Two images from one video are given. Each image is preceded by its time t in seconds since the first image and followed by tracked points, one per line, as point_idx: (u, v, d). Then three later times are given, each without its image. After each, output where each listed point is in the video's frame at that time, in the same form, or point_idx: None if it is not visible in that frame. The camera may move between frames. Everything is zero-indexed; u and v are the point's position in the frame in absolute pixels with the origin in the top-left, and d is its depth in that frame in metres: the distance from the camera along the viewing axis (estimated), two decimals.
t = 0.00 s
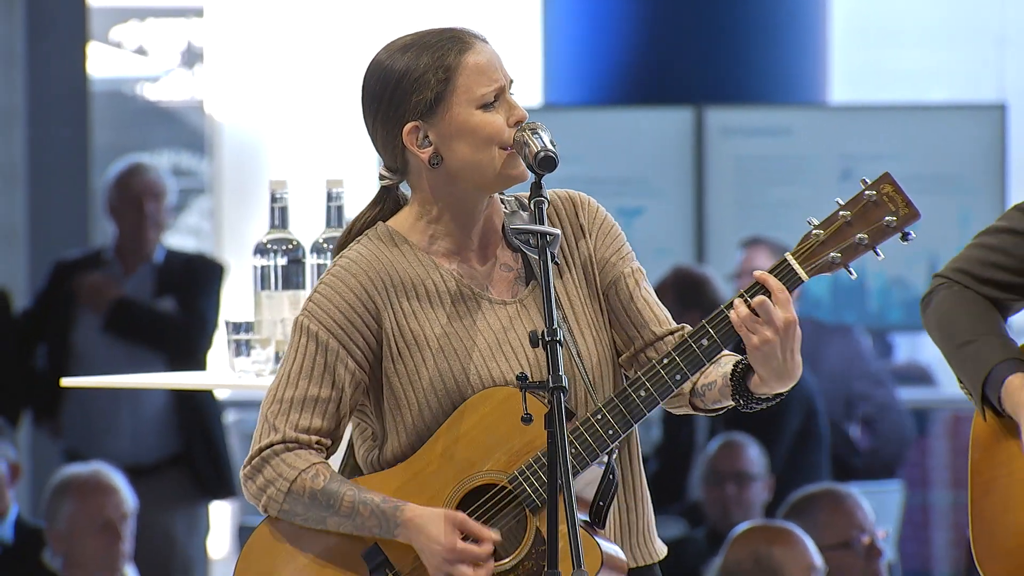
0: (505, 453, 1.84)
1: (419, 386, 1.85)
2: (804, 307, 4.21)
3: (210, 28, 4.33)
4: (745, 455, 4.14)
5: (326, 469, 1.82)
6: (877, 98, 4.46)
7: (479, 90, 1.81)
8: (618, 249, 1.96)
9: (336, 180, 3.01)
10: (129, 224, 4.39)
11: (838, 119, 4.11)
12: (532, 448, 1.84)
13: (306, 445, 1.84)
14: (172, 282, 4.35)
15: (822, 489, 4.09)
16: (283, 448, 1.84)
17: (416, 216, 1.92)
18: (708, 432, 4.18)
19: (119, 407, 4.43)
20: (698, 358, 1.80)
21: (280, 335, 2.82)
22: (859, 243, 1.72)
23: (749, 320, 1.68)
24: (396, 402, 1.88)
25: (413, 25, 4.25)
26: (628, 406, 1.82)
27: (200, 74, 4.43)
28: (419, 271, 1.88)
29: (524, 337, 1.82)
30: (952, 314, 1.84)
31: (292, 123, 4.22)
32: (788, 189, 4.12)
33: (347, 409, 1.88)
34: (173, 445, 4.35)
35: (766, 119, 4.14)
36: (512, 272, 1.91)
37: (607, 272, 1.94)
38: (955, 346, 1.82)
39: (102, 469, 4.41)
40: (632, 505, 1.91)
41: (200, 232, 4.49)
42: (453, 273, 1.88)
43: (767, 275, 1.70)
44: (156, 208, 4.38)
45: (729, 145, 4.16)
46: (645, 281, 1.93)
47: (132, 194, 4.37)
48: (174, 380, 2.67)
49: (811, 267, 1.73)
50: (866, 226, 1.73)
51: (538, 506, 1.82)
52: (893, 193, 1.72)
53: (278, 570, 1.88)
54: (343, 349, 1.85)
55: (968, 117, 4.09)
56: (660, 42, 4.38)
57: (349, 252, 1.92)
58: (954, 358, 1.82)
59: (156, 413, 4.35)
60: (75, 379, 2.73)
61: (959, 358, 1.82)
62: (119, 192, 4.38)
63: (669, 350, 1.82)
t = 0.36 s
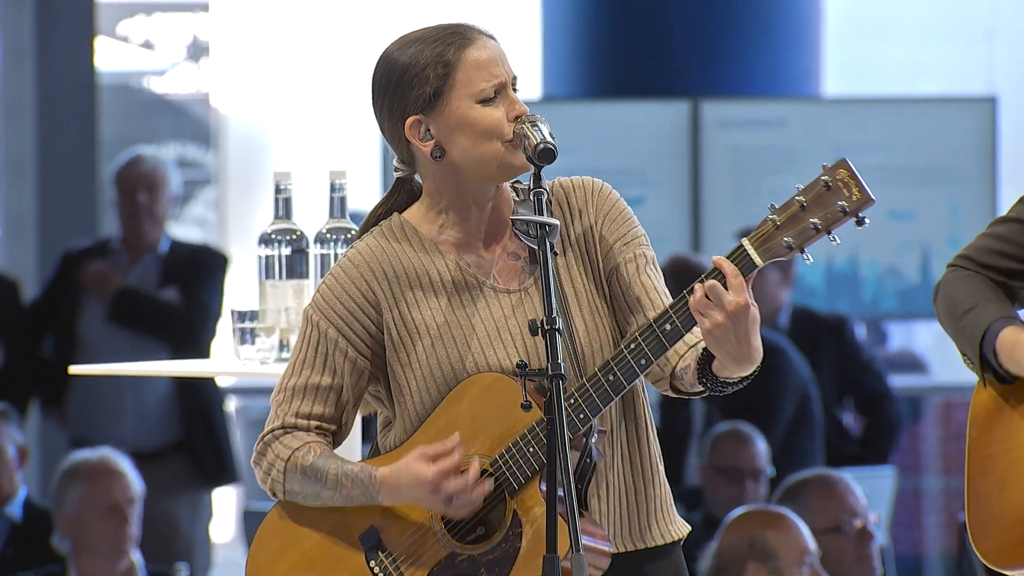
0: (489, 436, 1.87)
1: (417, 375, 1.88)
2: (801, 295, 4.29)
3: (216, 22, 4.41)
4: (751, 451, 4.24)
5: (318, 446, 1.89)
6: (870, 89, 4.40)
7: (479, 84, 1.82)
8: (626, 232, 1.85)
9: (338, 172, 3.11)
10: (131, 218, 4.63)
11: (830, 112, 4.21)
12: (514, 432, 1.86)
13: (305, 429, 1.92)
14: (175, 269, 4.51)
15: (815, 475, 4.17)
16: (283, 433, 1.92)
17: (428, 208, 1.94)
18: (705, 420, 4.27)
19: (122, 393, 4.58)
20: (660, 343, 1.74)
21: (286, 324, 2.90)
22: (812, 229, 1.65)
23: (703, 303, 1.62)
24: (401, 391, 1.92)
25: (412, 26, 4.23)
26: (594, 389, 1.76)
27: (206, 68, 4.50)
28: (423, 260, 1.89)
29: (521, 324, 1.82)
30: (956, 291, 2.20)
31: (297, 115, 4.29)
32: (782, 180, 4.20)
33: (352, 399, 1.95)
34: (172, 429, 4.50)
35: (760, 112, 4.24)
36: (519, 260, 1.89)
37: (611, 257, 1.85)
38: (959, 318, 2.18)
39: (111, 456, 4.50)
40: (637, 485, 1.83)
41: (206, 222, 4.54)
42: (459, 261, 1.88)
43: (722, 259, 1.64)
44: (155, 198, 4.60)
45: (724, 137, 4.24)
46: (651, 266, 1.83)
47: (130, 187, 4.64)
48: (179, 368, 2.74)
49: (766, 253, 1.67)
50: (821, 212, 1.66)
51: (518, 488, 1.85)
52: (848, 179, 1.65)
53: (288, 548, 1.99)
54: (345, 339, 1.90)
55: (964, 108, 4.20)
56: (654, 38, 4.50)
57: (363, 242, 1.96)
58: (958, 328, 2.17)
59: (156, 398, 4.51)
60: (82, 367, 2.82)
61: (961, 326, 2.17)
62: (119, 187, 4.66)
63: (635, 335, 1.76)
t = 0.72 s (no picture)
0: (477, 427, 1.91)
1: (419, 365, 1.94)
2: (797, 287, 4.42)
3: (222, 19, 4.50)
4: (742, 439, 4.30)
5: (316, 438, 1.96)
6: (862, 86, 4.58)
7: (482, 81, 1.85)
8: (634, 229, 1.88)
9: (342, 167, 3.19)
10: (135, 212, 4.59)
11: (826, 108, 4.28)
12: (501, 422, 1.89)
13: (307, 416, 1.99)
14: (180, 263, 4.54)
15: (809, 465, 4.24)
16: (286, 418, 1.99)
17: (438, 202, 1.98)
18: (701, 411, 4.35)
19: (127, 385, 4.65)
20: (635, 341, 1.75)
21: (290, 316, 2.98)
22: (782, 234, 1.65)
23: (672, 304, 1.63)
24: (406, 381, 1.98)
25: (409, 24, 4.37)
26: (575, 382, 1.78)
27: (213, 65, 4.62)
28: (428, 252, 1.94)
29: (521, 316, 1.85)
30: (953, 300, 2.13)
31: (304, 112, 4.36)
32: (777, 175, 4.28)
33: (358, 388, 2.02)
34: (178, 422, 4.57)
35: (757, 107, 4.31)
36: (523, 254, 1.91)
37: (615, 252, 1.88)
38: (953, 329, 2.11)
39: (117, 444, 4.60)
40: (621, 488, 1.84)
41: (211, 215, 4.68)
42: (465, 253, 1.92)
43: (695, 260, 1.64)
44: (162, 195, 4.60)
45: (720, 132, 4.32)
46: (654, 261, 1.85)
47: (133, 182, 4.58)
48: (185, 358, 2.81)
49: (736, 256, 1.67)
50: (791, 217, 1.65)
51: (498, 479, 1.88)
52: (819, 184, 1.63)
53: (287, 533, 2.07)
54: (349, 329, 1.97)
55: (954, 104, 4.26)
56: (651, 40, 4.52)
57: (373, 233, 2.02)
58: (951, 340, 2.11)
59: (161, 391, 4.57)
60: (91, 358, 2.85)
61: (955, 339, 2.11)
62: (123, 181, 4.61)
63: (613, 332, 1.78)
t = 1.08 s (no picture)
0: (473, 418, 1.99)
1: (417, 360, 2.02)
2: (789, 284, 4.46)
3: (229, 21, 4.53)
4: (734, 429, 4.41)
5: (315, 431, 2.05)
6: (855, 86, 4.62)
7: (487, 81, 1.92)
8: (630, 229, 1.97)
9: (345, 165, 3.28)
10: (143, 210, 4.81)
11: (818, 106, 4.37)
12: (496, 414, 1.96)
13: (306, 409, 2.08)
14: (186, 259, 4.70)
15: (804, 456, 4.33)
16: (286, 412, 2.09)
17: (437, 200, 2.06)
18: (696, 403, 4.44)
19: (132, 378, 4.73)
20: (628, 336, 1.84)
21: (294, 311, 3.07)
22: (772, 232, 1.75)
23: (665, 300, 1.71)
24: (405, 375, 2.06)
25: (413, 24, 4.41)
26: (571, 380, 1.86)
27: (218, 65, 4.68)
28: (427, 248, 2.02)
29: (520, 312, 1.93)
30: (946, 295, 2.19)
31: (305, 110, 4.43)
32: (771, 172, 4.35)
33: (355, 381, 2.10)
34: (181, 414, 4.65)
35: (751, 106, 4.40)
36: (522, 252, 1.99)
37: (611, 250, 1.96)
38: (948, 323, 2.17)
39: (124, 436, 4.72)
40: (609, 480, 1.92)
41: (218, 213, 4.71)
42: (463, 250, 2.00)
43: (688, 258, 1.74)
44: (167, 191, 4.81)
45: (715, 130, 4.41)
46: (650, 260, 1.93)
47: (143, 179, 4.82)
48: (192, 353, 2.87)
49: (728, 254, 1.78)
50: (782, 216, 1.75)
51: (492, 470, 1.96)
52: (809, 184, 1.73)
53: (286, 522, 2.17)
54: (349, 324, 2.05)
55: (948, 104, 4.35)
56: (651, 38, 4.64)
57: (373, 230, 2.10)
58: (946, 334, 2.17)
59: (167, 385, 4.66)
60: (100, 351, 2.95)
61: (950, 331, 2.17)
62: (132, 179, 4.84)
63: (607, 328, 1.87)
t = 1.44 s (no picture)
0: (475, 412, 2.06)
1: (417, 349, 2.09)
2: (784, 280, 4.52)
3: (232, 22, 4.66)
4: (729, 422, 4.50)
5: (316, 413, 2.09)
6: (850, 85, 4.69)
7: (490, 76, 2.00)
8: (625, 224, 2.05)
9: (347, 164, 3.36)
10: (147, 208, 4.89)
11: (813, 106, 4.45)
12: (501, 410, 2.05)
13: (306, 396, 2.12)
14: (192, 256, 4.79)
15: (799, 450, 4.43)
16: (286, 399, 2.13)
17: (435, 193, 2.13)
18: (693, 398, 4.51)
19: (137, 373, 4.82)
20: (637, 333, 1.92)
21: (297, 308, 3.15)
22: (783, 233, 1.82)
23: (677, 297, 1.79)
24: (402, 365, 2.12)
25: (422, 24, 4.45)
26: (577, 373, 1.93)
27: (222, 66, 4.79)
28: (427, 242, 2.08)
29: (522, 307, 2.02)
30: (931, 275, 2.24)
31: (308, 109, 4.50)
32: (767, 171, 4.44)
33: (354, 370, 2.16)
34: (187, 409, 4.74)
35: (747, 105, 4.48)
36: (520, 247, 2.06)
37: (607, 245, 2.05)
38: (934, 301, 2.21)
39: (131, 430, 4.79)
40: (613, 472, 2.00)
41: (222, 210, 4.80)
42: (462, 244, 2.07)
43: (699, 258, 1.80)
44: (172, 188, 4.88)
45: (712, 130, 4.48)
46: (645, 254, 2.02)
47: (146, 177, 4.89)
48: (199, 348, 2.96)
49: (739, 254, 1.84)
50: (791, 216, 1.82)
51: (499, 465, 2.05)
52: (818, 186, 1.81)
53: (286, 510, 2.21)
54: (350, 315, 2.11)
55: (939, 104, 4.43)
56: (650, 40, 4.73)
57: (372, 222, 2.16)
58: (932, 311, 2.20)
59: (174, 380, 4.75)
60: (109, 348, 3.03)
61: (936, 310, 2.19)
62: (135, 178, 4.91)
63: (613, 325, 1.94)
